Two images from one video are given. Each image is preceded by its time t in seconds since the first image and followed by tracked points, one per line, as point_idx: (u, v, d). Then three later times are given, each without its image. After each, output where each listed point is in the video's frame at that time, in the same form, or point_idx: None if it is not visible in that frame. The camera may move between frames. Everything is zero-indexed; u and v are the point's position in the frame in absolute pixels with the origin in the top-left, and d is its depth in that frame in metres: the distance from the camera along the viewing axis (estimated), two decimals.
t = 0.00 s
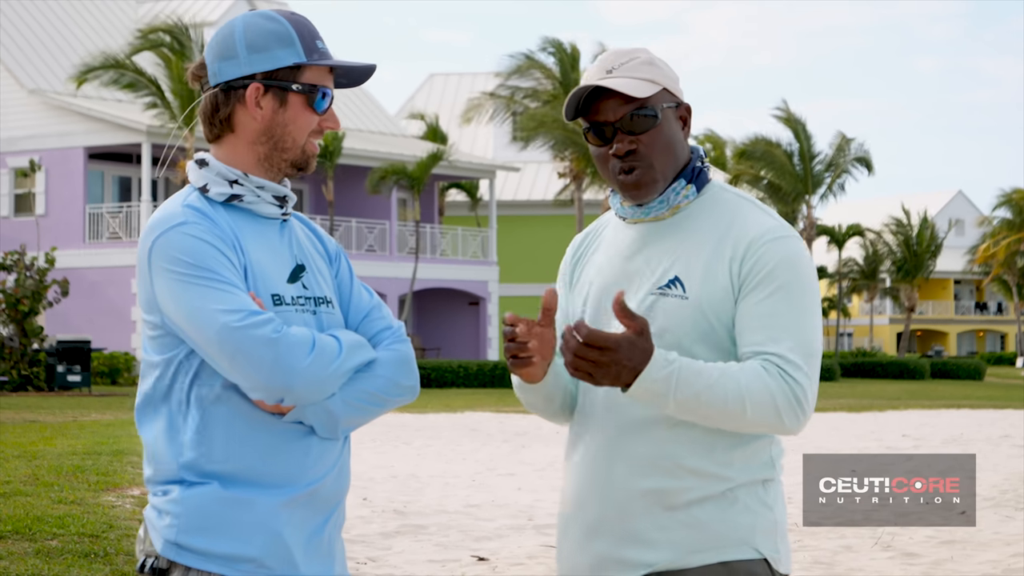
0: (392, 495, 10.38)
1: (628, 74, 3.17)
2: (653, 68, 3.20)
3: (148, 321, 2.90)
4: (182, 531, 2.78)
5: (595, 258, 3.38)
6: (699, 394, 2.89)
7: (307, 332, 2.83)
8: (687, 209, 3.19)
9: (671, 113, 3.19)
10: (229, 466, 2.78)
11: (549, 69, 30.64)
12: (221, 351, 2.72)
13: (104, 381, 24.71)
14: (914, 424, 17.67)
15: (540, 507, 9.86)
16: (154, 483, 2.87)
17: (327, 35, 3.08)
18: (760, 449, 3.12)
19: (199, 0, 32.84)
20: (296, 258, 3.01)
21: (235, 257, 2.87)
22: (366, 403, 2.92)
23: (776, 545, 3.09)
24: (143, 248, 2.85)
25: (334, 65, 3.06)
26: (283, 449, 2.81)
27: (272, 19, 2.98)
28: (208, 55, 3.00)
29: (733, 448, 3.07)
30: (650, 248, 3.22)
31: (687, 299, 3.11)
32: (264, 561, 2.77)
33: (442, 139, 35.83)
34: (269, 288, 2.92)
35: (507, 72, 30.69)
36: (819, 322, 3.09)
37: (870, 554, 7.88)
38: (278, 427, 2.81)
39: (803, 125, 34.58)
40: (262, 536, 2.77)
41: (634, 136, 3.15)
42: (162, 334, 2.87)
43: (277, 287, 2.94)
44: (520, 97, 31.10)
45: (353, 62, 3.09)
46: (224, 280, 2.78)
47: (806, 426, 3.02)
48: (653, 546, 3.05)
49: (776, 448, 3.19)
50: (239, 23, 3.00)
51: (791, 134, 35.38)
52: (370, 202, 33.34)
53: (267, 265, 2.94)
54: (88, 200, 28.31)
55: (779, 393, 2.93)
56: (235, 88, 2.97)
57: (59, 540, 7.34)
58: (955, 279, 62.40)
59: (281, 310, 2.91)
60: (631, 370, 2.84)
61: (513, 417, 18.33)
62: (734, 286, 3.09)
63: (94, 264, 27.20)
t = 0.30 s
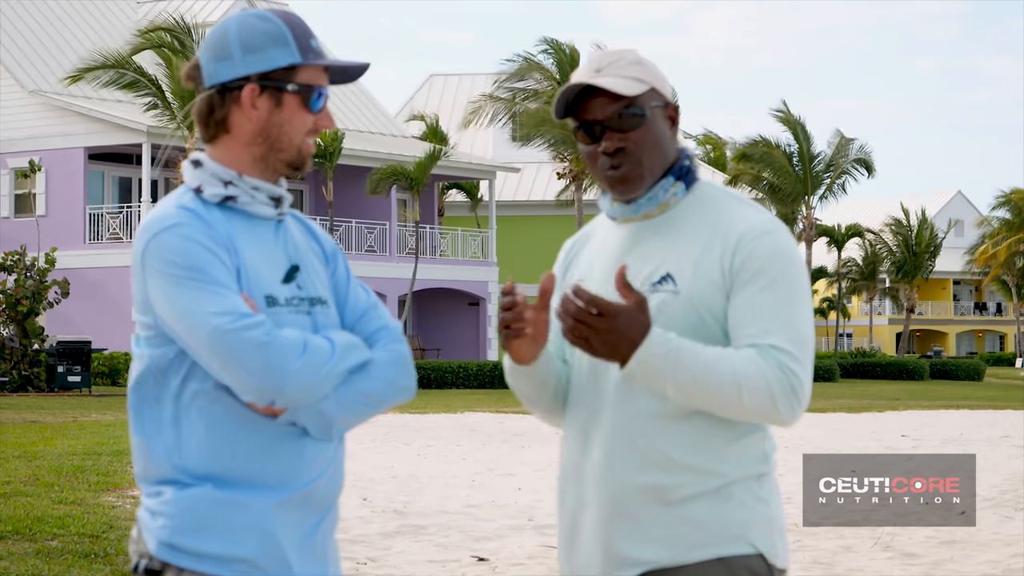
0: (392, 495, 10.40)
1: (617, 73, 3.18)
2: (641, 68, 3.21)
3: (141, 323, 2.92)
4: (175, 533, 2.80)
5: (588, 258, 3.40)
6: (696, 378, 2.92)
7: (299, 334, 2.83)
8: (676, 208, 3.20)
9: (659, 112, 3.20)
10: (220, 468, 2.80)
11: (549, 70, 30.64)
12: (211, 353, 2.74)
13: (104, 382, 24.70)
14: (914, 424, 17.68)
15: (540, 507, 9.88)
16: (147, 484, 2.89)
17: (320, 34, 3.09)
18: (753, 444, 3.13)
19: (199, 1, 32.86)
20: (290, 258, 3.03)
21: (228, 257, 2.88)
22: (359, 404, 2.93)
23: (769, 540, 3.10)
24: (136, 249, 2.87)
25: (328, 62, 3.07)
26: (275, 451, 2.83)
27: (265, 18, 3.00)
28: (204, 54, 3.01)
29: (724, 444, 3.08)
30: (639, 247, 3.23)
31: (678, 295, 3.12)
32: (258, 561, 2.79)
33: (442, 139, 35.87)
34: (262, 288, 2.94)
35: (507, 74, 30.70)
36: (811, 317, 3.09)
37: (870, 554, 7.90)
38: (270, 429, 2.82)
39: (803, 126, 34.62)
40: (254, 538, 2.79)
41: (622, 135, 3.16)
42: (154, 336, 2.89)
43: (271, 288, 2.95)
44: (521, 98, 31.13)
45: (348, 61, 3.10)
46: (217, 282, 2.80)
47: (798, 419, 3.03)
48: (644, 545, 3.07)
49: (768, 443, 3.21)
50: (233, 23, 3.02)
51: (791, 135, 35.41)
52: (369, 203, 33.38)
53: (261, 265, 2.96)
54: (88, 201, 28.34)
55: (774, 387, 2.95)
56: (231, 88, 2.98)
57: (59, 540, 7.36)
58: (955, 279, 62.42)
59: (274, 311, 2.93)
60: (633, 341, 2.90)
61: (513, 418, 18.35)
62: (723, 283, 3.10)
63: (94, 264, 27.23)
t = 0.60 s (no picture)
0: (392, 495, 10.40)
1: (618, 74, 3.18)
2: (641, 69, 3.21)
3: (140, 321, 2.90)
4: (172, 533, 2.78)
5: (586, 259, 3.37)
6: (699, 385, 2.90)
7: (301, 333, 2.82)
8: (675, 207, 3.19)
9: (659, 113, 3.20)
10: (220, 468, 2.78)
11: (549, 70, 30.58)
12: (214, 350, 2.71)
13: (103, 382, 24.64)
14: (914, 425, 17.68)
15: (540, 508, 9.87)
16: (145, 485, 2.86)
17: (321, 36, 3.08)
18: (755, 445, 3.11)
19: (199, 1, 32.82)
20: (290, 259, 3.01)
21: (229, 256, 2.86)
22: (357, 405, 2.92)
23: (774, 540, 3.08)
24: (136, 248, 2.85)
25: (328, 66, 3.05)
26: (276, 451, 2.81)
27: (268, 19, 2.98)
28: (205, 54, 2.99)
29: (726, 444, 3.06)
30: (639, 248, 3.21)
31: (679, 296, 3.10)
32: (256, 561, 2.77)
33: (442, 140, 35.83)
34: (262, 288, 2.92)
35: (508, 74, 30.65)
36: (811, 318, 3.08)
37: (869, 555, 7.88)
38: (269, 429, 2.81)
39: (804, 126, 34.61)
40: (253, 538, 2.77)
41: (624, 135, 3.15)
42: (154, 334, 2.87)
43: (270, 288, 2.93)
44: (521, 99, 31.10)
45: (349, 63, 3.09)
46: (217, 280, 2.78)
47: (800, 419, 3.02)
48: (646, 546, 3.04)
49: (769, 445, 3.19)
50: (234, 23, 3.01)
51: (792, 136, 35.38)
52: (369, 204, 33.33)
53: (261, 266, 2.94)
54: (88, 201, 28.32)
55: (778, 386, 2.93)
56: (232, 89, 2.97)
57: (59, 540, 7.36)
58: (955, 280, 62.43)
59: (275, 310, 2.91)
60: (633, 357, 2.87)
61: (513, 418, 18.34)
62: (725, 283, 3.08)
63: (94, 265, 27.21)
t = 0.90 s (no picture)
0: (392, 495, 10.39)
1: (630, 71, 3.16)
2: (651, 67, 3.19)
3: (142, 324, 2.89)
4: (172, 534, 2.77)
5: (588, 257, 3.35)
6: (711, 385, 2.90)
7: (302, 337, 2.82)
8: (683, 208, 3.17)
9: (668, 111, 3.18)
10: (220, 470, 2.77)
11: (550, 70, 30.53)
12: (215, 356, 2.71)
13: (103, 382, 24.62)
14: (914, 425, 17.67)
15: (540, 507, 9.87)
16: (145, 486, 2.85)
17: (325, 36, 3.05)
18: (759, 446, 3.11)
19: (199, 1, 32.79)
20: (292, 261, 2.99)
21: (230, 260, 2.86)
22: (358, 408, 2.91)
23: (776, 541, 3.08)
24: (137, 250, 2.84)
25: (331, 64, 3.04)
26: (276, 453, 2.80)
27: (271, 20, 2.96)
28: (207, 54, 2.98)
29: (729, 445, 3.06)
30: (644, 248, 3.19)
31: (688, 298, 3.09)
32: (255, 561, 2.76)
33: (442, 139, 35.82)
34: (265, 291, 2.91)
35: (508, 73, 30.65)
36: (819, 319, 3.07)
37: (870, 555, 7.87)
38: (270, 431, 2.79)
39: (805, 126, 34.61)
40: (252, 538, 2.76)
41: (635, 132, 3.14)
42: (156, 336, 2.87)
43: (272, 291, 2.92)
44: (522, 99, 31.10)
45: (351, 63, 3.08)
46: (218, 283, 2.77)
47: (808, 421, 3.03)
48: (649, 548, 3.04)
49: (773, 446, 3.18)
50: (237, 22, 2.99)
51: (794, 135, 35.36)
52: (369, 204, 33.30)
53: (264, 270, 2.93)
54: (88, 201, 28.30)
55: (787, 387, 2.94)
56: (234, 89, 2.95)
57: (59, 540, 7.35)
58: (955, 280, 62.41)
59: (275, 315, 2.90)
60: (644, 356, 2.87)
61: (513, 418, 18.33)
62: (734, 284, 3.08)
63: (93, 264, 27.22)
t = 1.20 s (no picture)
0: (392, 495, 10.40)
1: (636, 69, 3.14)
2: (659, 65, 3.17)
3: (143, 323, 2.89)
4: (170, 533, 2.76)
5: (596, 258, 3.35)
6: (719, 394, 2.90)
7: (300, 338, 2.81)
8: (690, 207, 3.16)
9: (676, 110, 3.18)
10: (219, 469, 2.77)
11: (550, 69, 30.52)
12: (211, 355, 2.71)
13: (103, 382, 24.63)
14: (915, 424, 17.67)
15: (541, 508, 9.87)
16: (145, 485, 2.85)
17: (329, 37, 3.05)
18: (768, 447, 3.10)
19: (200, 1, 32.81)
20: (294, 261, 2.98)
21: (230, 260, 2.85)
22: (358, 409, 2.91)
23: (785, 543, 3.07)
24: (137, 251, 2.84)
25: (335, 66, 3.02)
26: (275, 454, 2.79)
27: (275, 21, 2.96)
28: (210, 54, 2.97)
29: (737, 446, 3.05)
30: (651, 249, 3.19)
31: (697, 299, 3.08)
32: (254, 561, 2.75)
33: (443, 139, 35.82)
34: (265, 292, 2.91)
35: (508, 72, 30.67)
36: (829, 321, 3.07)
37: (870, 555, 7.86)
38: (269, 432, 2.79)
39: (807, 125, 34.62)
40: (251, 538, 2.76)
41: (642, 132, 3.13)
42: (156, 336, 2.87)
43: (272, 291, 2.92)
44: (522, 98, 31.10)
45: (355, 63, 3.07)
46: (216, 284, 2.77)
47: (818, 423, 3.02)
48: (655, 550, 3.04)
49: (781, 447, 3.18)
50: (240, 23, 2.99)
51: (796, 135, 35.36)
52: (369, 204, 33.30)
53: (265, 269, 2.93)
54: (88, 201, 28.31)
55: (798, 392, 2.93)
56: (236, 90, 2.95)
57: (59, 540, 7.35)
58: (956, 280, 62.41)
59: (275, 315, 2.90)
60: (645, 374, 2.85)
61: (513, 418, 18.34)
62: (742, 285, 3.07)
63: (93, 264, 27.25)
